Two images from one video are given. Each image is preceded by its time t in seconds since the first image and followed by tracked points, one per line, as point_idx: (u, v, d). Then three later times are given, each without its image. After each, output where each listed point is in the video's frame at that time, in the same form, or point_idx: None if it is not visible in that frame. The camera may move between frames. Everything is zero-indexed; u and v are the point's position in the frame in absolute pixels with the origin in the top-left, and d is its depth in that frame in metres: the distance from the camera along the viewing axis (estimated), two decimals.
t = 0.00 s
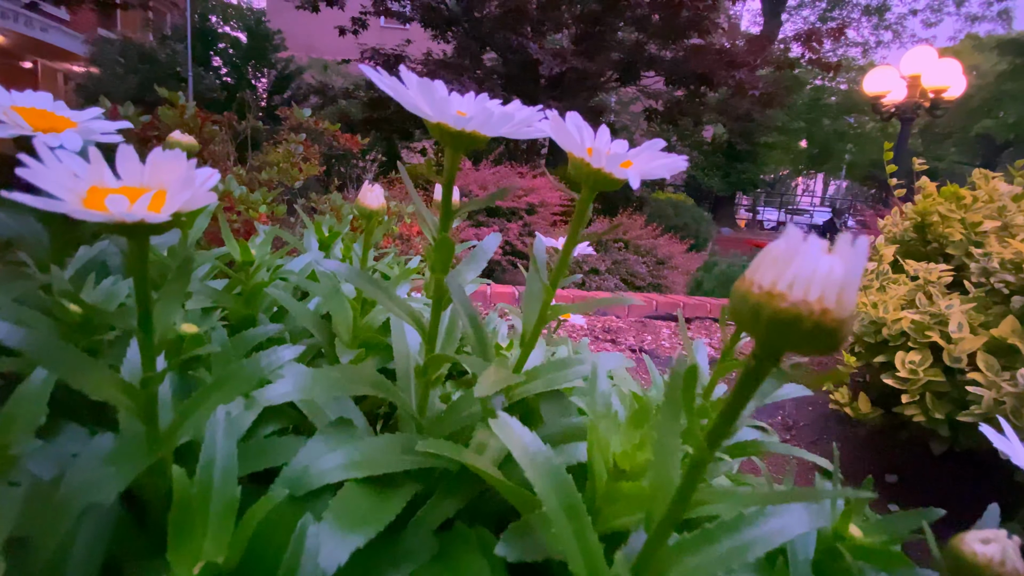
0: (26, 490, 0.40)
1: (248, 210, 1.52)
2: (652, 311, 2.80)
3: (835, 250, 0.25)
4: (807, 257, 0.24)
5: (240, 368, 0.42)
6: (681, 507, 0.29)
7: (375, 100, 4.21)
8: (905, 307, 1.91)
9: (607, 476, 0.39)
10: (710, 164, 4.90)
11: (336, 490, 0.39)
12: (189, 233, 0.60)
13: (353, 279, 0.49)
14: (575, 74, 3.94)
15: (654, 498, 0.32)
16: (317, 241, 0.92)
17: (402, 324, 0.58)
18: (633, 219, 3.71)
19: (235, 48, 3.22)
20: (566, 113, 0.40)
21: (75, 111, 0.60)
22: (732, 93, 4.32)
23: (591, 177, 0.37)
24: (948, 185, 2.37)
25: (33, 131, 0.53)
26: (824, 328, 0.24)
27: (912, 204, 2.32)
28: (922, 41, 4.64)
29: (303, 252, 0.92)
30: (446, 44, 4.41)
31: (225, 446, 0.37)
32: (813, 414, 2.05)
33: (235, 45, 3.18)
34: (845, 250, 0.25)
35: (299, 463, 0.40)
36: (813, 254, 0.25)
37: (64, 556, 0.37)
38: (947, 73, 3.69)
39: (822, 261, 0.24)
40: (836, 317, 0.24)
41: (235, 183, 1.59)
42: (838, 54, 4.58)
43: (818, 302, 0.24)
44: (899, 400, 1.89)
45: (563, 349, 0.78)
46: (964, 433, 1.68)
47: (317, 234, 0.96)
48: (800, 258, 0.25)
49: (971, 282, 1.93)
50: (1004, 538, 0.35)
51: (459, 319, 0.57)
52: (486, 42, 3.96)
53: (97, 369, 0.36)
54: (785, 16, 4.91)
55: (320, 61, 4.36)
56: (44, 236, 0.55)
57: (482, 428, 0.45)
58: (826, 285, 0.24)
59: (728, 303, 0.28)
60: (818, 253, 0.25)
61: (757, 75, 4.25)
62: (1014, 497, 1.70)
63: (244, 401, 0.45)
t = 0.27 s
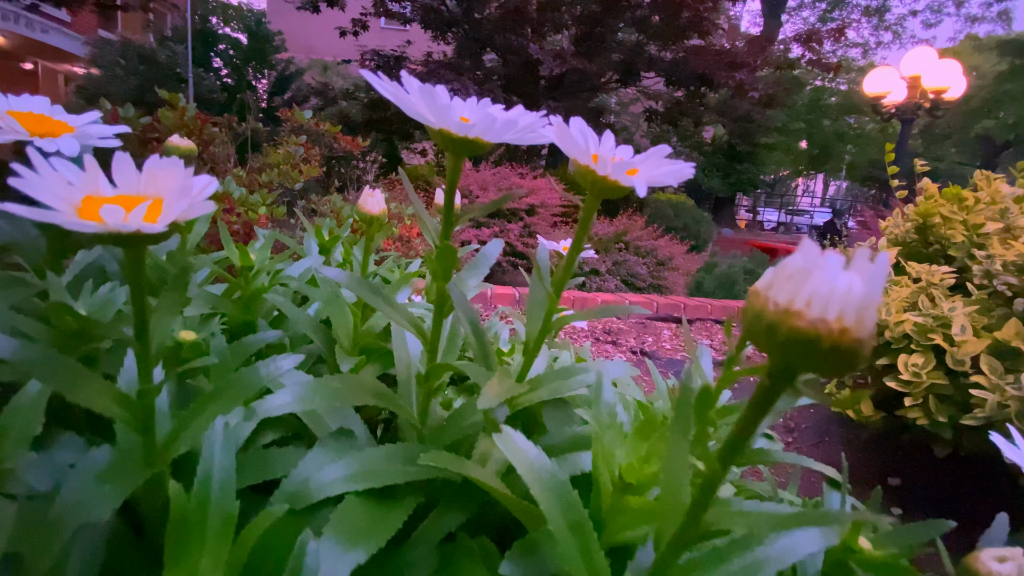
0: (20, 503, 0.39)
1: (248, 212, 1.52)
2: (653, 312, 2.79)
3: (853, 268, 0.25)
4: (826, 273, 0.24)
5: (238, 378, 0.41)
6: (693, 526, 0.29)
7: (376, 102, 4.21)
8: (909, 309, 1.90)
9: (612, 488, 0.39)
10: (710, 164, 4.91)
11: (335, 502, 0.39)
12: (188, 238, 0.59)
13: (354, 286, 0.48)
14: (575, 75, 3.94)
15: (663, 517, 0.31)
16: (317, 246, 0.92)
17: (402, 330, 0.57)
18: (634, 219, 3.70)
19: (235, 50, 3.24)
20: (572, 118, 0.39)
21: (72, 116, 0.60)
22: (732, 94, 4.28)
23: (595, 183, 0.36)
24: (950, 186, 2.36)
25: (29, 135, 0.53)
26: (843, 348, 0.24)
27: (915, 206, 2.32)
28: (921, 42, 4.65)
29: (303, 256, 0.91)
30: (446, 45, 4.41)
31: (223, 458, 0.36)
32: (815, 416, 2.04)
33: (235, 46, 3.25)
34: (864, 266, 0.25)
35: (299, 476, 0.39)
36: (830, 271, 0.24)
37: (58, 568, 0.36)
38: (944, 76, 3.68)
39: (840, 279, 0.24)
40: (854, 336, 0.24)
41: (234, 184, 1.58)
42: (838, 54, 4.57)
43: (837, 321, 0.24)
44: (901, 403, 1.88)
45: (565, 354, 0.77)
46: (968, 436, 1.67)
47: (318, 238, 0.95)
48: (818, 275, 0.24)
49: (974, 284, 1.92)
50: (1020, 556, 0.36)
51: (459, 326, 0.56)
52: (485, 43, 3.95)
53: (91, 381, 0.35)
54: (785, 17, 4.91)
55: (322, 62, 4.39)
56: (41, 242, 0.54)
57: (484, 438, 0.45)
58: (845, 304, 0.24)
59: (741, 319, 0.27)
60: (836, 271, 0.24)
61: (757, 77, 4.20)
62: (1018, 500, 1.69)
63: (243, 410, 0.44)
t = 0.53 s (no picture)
0: (21, 518, 0.39)
1: (250, 214, 1.52)
2: (654, 314, 2.79)
3: (875, 293, 0.25)
4: (848, 298, 0.24)
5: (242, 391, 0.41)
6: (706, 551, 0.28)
7: (377, 103, 4.21)
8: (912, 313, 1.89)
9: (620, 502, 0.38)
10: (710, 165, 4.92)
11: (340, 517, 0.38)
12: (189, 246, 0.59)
13: (358, 297, 0.48)
14: (576, 76, 3.93)
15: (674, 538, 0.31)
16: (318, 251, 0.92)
17: (406, 341, 0.57)
18: (635, 220, 3.69)
19: (236, 52, 3.24)
20: (578, 128, 0.39)
21: (73, 123, 0.60)
22: (733, 95, 4.29)
23: (603, 195, 0.36)
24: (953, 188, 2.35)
25: (31, 143, 0.53)
26: (864, 376, 0.24)
27: (918, 208, 2.31)
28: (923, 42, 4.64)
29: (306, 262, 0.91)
30: (447, 46, 4.40)
31: (226, 473, 0.36)
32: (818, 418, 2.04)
33: (236, 48, 3.29)
34: (886, 293, 0.25)
35: (303, 490, 0.39)
36: (851, 296, 0.24)
37: None
38: (946, 77, 3.68)
39: (864, 305, 0.23)
40: (878, 365, 0.24)
41: (235, 186, 1.58)
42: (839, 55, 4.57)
43: (860, 349, 0.23)
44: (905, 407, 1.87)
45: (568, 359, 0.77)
46: (972, 440, 1.67)
47: (321, 243, 0.95)
48: (840, 302, 0.24)
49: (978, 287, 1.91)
50: None
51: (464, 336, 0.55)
52: (486, 44, 3.94)
53: (94, 397, 0.35)
54: (785, 18, 4.90)
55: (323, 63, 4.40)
56: (43, 251, 0.54)
57: (490, 451, 0.44)
58: (867, 332, 0.23)
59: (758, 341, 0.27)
60: (859, 297, 0.24)
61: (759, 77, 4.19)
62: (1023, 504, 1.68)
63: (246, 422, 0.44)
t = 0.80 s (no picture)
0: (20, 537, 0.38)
1: (252, 218, 1.51)
2: (657, 316, 2.78)
3: (907, 330, 0.26)
4: (877, 338, 0.25)
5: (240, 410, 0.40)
6: None
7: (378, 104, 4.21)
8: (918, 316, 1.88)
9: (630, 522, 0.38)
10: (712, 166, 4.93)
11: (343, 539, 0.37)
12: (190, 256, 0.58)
13: (362, 311, 0.47)
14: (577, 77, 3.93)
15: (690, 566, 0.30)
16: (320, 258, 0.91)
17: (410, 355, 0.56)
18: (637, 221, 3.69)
19: (239, 52, 3.24)
20: (586, 141, 0.38)
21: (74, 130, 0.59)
22: (734, 95, 4.30)
23: (611, 210, 0.35)
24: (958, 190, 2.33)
25: (30, 153, 0.52)
26: (895, 414, 0.25)
27: (922, 211, 2.30)
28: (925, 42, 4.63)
29: (308, 269, 0.90)
30: (448, 46, 4.40)
31: (227, 492, 0.35)
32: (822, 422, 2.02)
33: (238, 49, 3.30)
34: (920, 329, 0.26)
35: (306, 510, 0.38)
36: (882, 335, 0.25)
37: None
38: (949, 77, 3.67)
39: (896, 342, 0.25)
40: (909, 404, 0.25)
41: (238, 189, 1.57)
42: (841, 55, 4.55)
43: (891, 387, 0.25)
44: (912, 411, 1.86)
45: (573, 368, 0.76)
46: (978, 445, 1.65)
47: (323, 249, 0.95)
48: (872, 338, 0.25)
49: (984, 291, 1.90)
50: None
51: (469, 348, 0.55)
52: (488, 45, 3.94)
53: (93, 416, 0.34)
54: (787, 18, 4.89)
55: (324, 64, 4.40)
56: (43, 262, 0.53)
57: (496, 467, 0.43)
58: (899, 368, 0.25)
59: (782, 374, 0.28)
60: (891, 336, 0.26)
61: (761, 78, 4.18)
62: None
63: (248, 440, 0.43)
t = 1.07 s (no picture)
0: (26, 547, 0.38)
1: (255, 220, 1.51)
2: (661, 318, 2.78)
3: (931, 352, 0.28)
4: (900, 360, 0.27)
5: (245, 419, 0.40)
6: None
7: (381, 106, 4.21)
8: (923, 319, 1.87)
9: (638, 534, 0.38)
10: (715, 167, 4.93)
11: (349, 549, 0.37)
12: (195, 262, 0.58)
13: (367, 319, 0.47)
14: (580, 77, 3.92)
15: None
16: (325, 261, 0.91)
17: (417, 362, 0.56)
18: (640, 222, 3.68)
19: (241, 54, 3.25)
20: (595, 149, 0.38)
21: (79, 136, 0.60)
22: (737, 95, 4.30)
23: (619, 218, 0.35)
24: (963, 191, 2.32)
25: (35, 159, 0.52)
26: (919, 436, 0.26)
27: (927, 212, 2.29)
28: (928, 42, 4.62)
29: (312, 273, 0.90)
30: (451, 48, 4.40)
31: (233, 503, 0.35)
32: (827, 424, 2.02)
33: (241, 50, 3.31)
34: (941, 353, 0.28)
35: (314, 520, 0.38)
36: (904, 357, 0.27)
37: None
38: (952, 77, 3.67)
39: (919, 364, 0.27)
40: (933, 427, 0.26)
41: (240, 191, 1.58)
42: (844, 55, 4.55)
43: (915, 410, 0.26)
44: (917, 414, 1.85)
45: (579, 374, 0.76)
46: (984, 448, 1.65)
47: (328, 253, 0.95)
48: (894, 359, 0.27)
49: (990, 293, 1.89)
50: None
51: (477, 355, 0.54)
52: (491, 46, 3.94)
53: (98, 426, 0.34)
54: (790, 18, 4.88)
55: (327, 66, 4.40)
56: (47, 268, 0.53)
57: (502, 477, 0.43)
58: (922, 391, 0.26)
59: (801, 394, 0.30)
60: (915, 358, 0.27)
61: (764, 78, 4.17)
62: None
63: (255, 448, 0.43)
